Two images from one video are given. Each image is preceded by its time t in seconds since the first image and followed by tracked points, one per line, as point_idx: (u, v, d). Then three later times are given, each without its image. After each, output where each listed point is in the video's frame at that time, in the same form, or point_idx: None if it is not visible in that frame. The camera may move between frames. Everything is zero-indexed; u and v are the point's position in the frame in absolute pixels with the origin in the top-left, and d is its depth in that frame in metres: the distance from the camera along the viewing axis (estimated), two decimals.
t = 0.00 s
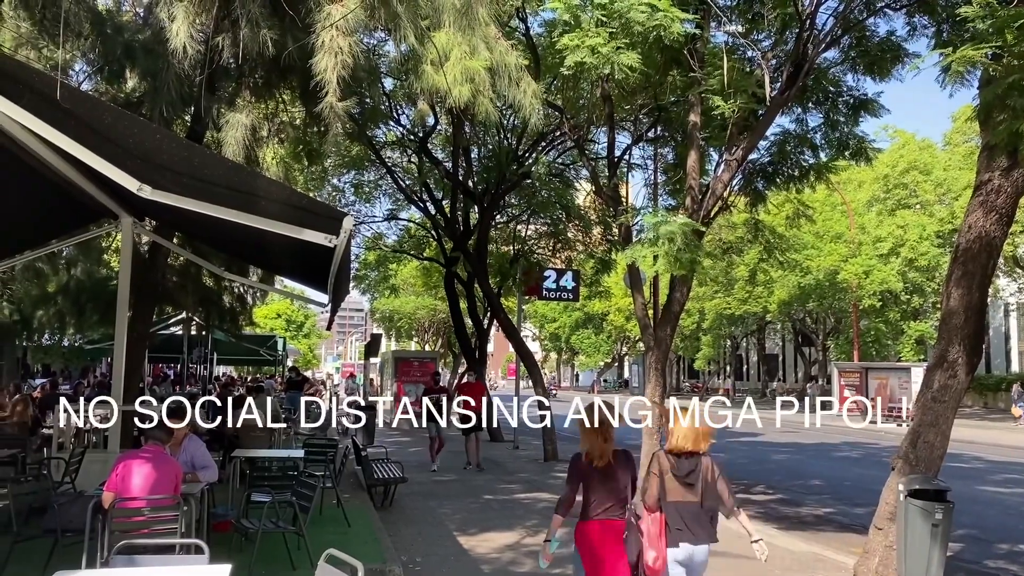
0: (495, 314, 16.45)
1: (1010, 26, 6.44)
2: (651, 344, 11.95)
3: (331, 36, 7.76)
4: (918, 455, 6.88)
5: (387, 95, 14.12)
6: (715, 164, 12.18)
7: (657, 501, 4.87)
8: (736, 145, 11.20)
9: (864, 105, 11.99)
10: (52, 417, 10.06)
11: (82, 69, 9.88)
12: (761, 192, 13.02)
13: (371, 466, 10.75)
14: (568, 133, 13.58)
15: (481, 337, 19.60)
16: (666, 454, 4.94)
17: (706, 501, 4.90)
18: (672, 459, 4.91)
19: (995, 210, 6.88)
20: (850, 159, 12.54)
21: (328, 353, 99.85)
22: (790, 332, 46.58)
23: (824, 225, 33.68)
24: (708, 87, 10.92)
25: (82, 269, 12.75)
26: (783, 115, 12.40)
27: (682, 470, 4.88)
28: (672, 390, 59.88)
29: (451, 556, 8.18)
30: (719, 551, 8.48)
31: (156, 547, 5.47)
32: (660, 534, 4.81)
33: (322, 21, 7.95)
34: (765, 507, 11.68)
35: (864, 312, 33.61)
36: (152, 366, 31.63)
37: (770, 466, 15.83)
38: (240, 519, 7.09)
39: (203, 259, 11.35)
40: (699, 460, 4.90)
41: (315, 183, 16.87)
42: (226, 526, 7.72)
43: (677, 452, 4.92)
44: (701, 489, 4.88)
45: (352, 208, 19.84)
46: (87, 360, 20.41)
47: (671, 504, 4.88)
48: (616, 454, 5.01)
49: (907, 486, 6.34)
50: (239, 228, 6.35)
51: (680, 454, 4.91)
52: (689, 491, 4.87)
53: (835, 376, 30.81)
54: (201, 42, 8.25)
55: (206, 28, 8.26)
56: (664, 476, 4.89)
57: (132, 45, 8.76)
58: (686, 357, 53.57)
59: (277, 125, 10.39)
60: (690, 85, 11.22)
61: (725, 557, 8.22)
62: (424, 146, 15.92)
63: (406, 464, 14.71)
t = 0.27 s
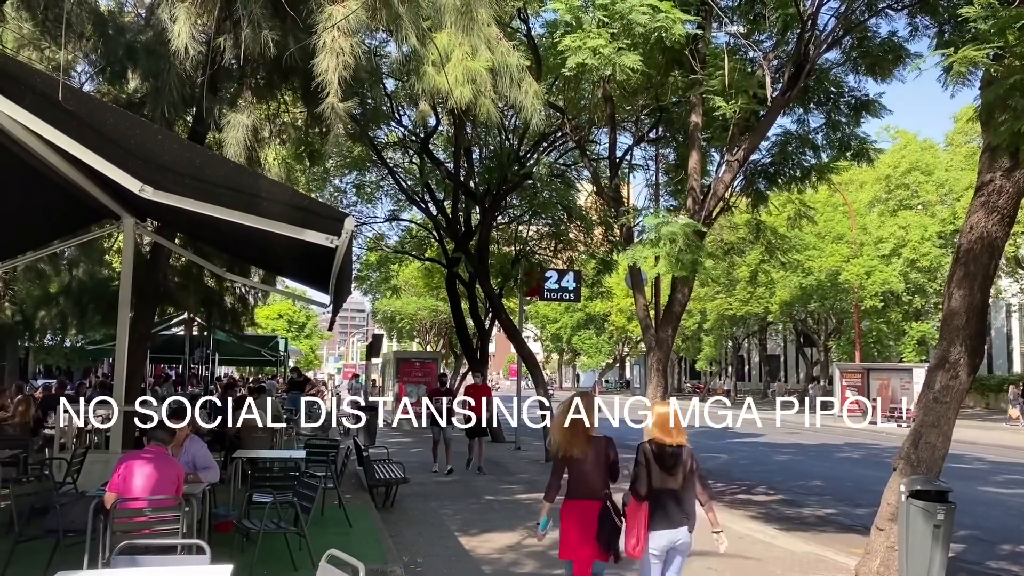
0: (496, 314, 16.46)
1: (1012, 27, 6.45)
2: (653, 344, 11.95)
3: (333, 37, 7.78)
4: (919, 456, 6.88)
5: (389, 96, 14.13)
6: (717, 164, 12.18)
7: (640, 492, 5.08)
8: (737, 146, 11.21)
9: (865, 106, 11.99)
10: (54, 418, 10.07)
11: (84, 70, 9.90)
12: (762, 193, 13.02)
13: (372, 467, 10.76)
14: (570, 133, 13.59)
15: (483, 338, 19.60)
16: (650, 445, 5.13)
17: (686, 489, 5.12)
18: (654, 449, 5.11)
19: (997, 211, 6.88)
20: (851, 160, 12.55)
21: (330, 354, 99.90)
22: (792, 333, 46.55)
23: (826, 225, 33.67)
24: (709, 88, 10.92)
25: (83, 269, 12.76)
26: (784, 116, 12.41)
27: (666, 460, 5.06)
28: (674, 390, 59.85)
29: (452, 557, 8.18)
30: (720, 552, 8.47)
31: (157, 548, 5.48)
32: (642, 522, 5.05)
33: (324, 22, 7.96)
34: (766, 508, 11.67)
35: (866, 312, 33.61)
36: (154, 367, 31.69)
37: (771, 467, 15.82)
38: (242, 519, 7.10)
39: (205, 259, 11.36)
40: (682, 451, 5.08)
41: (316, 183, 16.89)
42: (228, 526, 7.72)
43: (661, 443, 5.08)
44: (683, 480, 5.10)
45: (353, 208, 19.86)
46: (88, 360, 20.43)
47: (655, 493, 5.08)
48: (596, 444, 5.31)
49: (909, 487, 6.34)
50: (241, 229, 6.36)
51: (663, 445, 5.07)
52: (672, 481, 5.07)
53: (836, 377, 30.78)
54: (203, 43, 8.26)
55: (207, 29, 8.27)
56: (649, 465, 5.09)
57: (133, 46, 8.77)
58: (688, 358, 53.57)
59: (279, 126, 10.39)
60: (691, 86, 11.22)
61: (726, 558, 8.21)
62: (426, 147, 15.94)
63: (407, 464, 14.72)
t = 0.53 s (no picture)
0: (494, 315, 16.45)
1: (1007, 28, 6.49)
2: (650, 345, 11.95)
3: (330, 37, 7.77)
4: (916, 457, 6.88)
5: (386, 97, 14.13)
6: (714, 166, 12.18)
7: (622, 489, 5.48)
8: (734, 147, 11.21)
9: (862, 107, 12.00)
10: (49, 419, 10.04)
11: (80, 71, 9.88)
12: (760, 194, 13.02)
13: (369, 468, 10.74)
14: (567, 134, 13.60)
15: (480, 339, 19.59)
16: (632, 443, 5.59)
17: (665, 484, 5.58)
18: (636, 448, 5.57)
19: (993, 212, 6.89)
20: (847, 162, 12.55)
21: (326, 354, 99.91)
22: (789, 333, 46.59)
23: (823, 226, 33.71)
24: (705, 89, 10.93)
25: (80, 270, 12.74)
26: (781, 117, 12.42)
27: (648, 458, 5.54)
28: (671, 391, 59.88)
29: (449, 558, 8.16)
30: (718, 553, 8.48)
31: (154, 549, 5.47)
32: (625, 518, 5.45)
33: (321, 23, 7.94)
34: (763, 509, 11.67)
35: (863, 313, 33.66)
36: (151, 367, 31.65)
37: (768, 468, 15.83)
38: (238, 520, 7.08)
39: (202, 260, 11.35)
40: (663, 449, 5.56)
41: (313, 184, 16.87)
42: (225, 528, 7.71)
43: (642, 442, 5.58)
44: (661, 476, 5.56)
45: (351, 209, 19.85)
46: (85, 361, 20.38)
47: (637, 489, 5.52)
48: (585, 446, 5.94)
49: (905, 487, 6.34)
50: (239, 230, 6.36)
51: (645, 446, 5.55)
52: (655, 477, 5.52)
53: (833, 377, 30.76)
54: (200, 44, 8.24)
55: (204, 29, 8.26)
56: (633, 465, 5.49)
57: (130, 46, 8.78)
58: (685, 358, 53.60)
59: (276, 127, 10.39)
60: (689, 87, 11.24)
61: (724, 559, 8.19)
62: (423, 148, 15.93)
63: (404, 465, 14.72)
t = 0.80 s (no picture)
0: (488, 316, 16.44)
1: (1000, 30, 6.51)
2: (644, 346, 11.96)
3: (324, 37, 7.75)
4: (909, 458, 6.90)
5: (380, 97, 14.10)
6: (708, 167, 12.20)
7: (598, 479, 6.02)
8: (729, 148, 11.22)
9: (856, 108, 12.03)
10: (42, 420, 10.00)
11: (73, 70, 9.83)
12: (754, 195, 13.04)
13: (363, 469, 10.72)
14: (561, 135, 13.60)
15: (474, 339, 19.58)
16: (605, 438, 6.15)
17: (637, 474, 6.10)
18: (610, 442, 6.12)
19: (986, 214, 6.92)
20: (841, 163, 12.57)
21: (320, 355, 99.73)
22: (782, 334, 46.66)
23: (817, 227, 33.78)
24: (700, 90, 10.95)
25: (73, 271, 12.68)
26: (775, 118, 12.45)
27: (620, 451, 6.09)
28: (665, 392, 59.92)
29: (443, 560, 8.14)
30: (712, 553, 8.49)
31: (148, 550, 5.46)
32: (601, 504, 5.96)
33: (315, 23, 7.93)
34: (757, 510, 11.70)
35: (856, 314, 33.75)
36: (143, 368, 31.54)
37: (762, 469, 15.85)
38: (232, 522, 7.06)
39: (196, 261, 11.33)
40: (634, 442, 6.12)
41: (308, 184, 16.83)
42: (219, 529, 7.69)
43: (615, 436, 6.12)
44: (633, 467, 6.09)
45: (345, 210, 19.82)
46: (77, 362, 20.28)
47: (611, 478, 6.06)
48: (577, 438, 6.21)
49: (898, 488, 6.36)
50: (233, 230, 6.35)
51: (618, 439, 6.11)
52: (627, 467, 6.07)
53: (827, 378, 30.80)
54: (194, 44, 8.22)
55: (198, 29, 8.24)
56: (606, 457, 6.07)
57: (124, 46, 8.76)
58: (679, 359, 53.65)
59: (270, 127, 10.37)
60: (683, 88, 11.26)
61: (719, 560, 8.20)
62: (417, 148, 15.91)
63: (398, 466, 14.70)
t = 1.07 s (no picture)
0: (481, 316, 16.44)
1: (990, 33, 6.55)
2: (637, 347, 11.97)
3: (317, 38, 7.73)
4: (901, 458, 6.92)
5: (373, 97, 14.09)
6: (700, 169, 12.23)
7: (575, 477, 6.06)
8: (721, 149, 11.24)
9: (848, 110, 12.08)
10: (33, 421, 9.95)
11: (65, 70, 9.80)
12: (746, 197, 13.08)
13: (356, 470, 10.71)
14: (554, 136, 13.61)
15: (467, 340, 19.57)
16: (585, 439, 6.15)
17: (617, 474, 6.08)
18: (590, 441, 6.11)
19: (976, 215, 6.95)
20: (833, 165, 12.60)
21: (313, 356, 99.57)
22: (775, 335, 46.79)
23: (809, 228, 33.87)
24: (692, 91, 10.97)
25: (64, 271, 12.62)
26: (767, 119, 12.49)
27: (595, 451, 6.06)
28: (657, 393, 60.02)
29: (436, 561, 8.12)
30: (705, 553, 8.50)
31: (140, 551, 5.44)
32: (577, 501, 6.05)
33: (308, 24, 7.91)
34: (750, 510, 11.71)
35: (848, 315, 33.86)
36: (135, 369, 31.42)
37: (754, 469, 15.89)
38: (225, 523, 7.03)
39: (189, 261, 11.30)
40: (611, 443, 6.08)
41: (300, 185, 16.80)
42: (211, 530, 7.66)
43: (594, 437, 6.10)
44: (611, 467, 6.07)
45: (338, 210, 19.79)
46: (68, 363, 20.19)
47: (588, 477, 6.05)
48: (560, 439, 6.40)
49: (890, 488, 6.38)
50: (227, 231, 6.33)
51: (595, 440, 6.09)
52: (601, 467, 6.03)
53: (819, 378, 30.88)
54: (187, 44, 8.19)
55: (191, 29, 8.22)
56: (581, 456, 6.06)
57: (116, 46, 8.73)
58: (671, 360, 53.74)
59: (263, 127, 10.34)
60: (676, 89, 11.28)
61: (712, 560, 8.20)
62: (410, 149, 15.91)
63: (391, 467, 14.68)
